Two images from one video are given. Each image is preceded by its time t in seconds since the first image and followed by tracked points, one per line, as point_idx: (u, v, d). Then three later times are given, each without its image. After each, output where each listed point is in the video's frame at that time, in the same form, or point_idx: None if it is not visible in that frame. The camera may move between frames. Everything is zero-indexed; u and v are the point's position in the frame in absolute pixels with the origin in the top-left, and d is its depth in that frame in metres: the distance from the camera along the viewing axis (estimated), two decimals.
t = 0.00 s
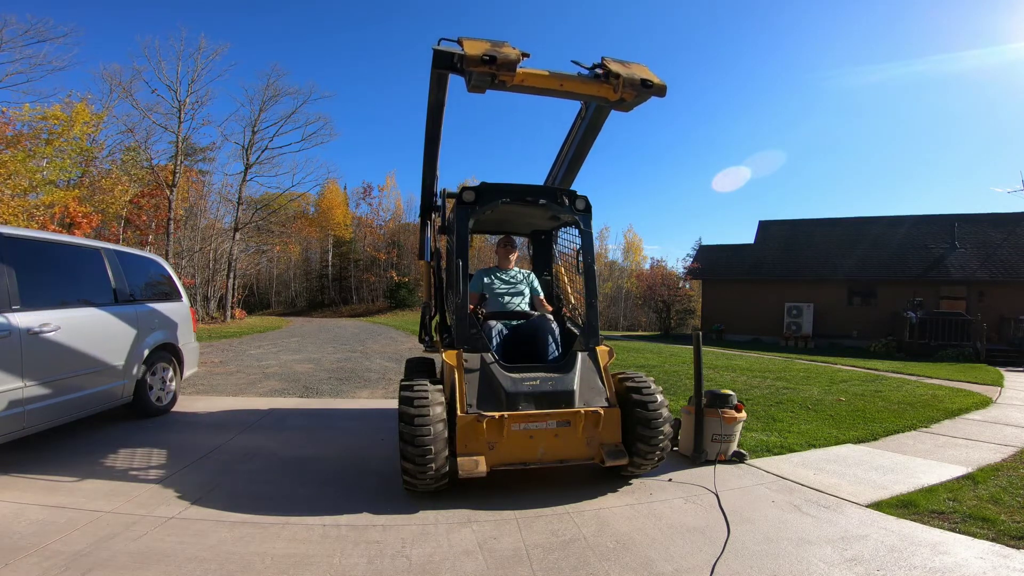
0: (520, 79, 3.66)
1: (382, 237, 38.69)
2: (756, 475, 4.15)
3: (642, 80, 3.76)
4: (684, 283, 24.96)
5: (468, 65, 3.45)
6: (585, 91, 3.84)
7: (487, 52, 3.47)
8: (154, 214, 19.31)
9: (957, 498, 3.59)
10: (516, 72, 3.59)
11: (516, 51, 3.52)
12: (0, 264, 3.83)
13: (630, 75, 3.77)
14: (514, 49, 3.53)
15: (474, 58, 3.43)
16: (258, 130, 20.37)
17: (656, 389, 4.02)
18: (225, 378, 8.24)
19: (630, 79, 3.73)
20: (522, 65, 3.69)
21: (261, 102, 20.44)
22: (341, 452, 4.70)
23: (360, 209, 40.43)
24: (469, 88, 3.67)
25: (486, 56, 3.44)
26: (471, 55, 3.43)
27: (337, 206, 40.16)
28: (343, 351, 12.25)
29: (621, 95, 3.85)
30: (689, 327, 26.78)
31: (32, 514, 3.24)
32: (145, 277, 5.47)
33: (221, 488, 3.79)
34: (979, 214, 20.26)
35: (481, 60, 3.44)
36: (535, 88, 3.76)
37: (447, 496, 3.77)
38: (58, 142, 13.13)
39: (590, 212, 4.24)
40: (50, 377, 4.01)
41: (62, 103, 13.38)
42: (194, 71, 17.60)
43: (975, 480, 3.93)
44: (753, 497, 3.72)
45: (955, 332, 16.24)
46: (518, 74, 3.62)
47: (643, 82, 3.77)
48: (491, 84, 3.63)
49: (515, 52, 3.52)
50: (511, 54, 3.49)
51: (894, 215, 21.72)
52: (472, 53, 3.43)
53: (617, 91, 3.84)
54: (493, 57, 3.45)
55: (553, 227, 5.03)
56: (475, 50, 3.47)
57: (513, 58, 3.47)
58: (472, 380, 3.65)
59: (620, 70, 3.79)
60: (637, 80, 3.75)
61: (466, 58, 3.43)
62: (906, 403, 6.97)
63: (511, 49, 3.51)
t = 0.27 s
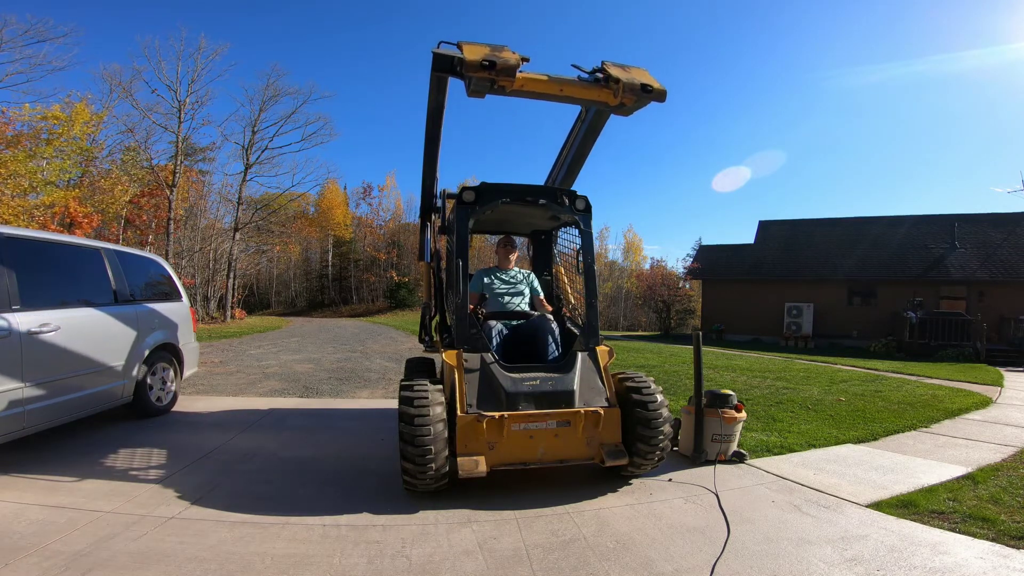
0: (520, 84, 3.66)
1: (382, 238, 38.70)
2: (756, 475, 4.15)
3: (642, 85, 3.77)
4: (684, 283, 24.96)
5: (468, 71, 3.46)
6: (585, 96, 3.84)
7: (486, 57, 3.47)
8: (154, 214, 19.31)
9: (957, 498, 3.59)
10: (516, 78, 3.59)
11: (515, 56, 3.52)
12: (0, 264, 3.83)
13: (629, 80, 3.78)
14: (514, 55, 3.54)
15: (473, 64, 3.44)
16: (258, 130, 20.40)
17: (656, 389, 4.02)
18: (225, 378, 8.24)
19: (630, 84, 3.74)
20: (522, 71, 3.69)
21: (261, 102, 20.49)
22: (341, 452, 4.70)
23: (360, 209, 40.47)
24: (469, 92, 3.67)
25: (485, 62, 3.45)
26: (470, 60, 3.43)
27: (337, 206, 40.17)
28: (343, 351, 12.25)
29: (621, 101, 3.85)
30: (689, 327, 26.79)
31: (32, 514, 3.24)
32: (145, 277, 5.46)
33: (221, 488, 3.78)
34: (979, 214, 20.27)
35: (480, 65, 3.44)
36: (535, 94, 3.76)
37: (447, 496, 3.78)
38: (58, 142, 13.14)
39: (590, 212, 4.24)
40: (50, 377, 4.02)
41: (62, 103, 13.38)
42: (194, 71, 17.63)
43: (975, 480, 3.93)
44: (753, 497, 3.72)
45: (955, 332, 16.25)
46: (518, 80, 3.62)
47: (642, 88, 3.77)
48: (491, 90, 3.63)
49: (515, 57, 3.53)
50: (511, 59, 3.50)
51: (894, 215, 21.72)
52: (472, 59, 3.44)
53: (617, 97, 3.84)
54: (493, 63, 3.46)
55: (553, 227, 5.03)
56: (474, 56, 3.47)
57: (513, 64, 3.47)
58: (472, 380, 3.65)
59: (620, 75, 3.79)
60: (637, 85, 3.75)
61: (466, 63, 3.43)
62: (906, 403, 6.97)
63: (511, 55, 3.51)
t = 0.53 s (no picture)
0: (520, 89, 3.65)
1: (382, 238, 38.70)
2: (756, 475, 4.15)
3: (642, 90, 3.78)
4: (684, 283, 24.95)
5: (468, 77, 3.45)
6: (585, 101, 3.84)
7: (486, 62, 3.46)
8: (154, 214, 19.31)
9: (957, 498, 3.59)
10: (516, 83, 3.58)
11: (515, 61, 3.51)
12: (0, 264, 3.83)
13: (629, 85, 3.78)
14: (513, 59, 3.52)
15: (473, 68, 3.42)
16: (258, 130, 20.41)
17: (656, 389, 4.02)
18: (225, 378, 8.24)
19: (631, 89, 3.74)
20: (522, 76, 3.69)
21: (261, 102, 20.50)
22: (341, 452, 4.70)
23: (360, 209, 40.52)
24: (469, 97, 3.66)
25: (485, 67, 3.44)
26: (470, 65, 3.42)
27: (337, 206, 40.16)
28: (343, 351, 12.25)
29: (621, 106, 3.85)
30: (689, 327, 26.81)
31: (32, 514, 3.24)
32: (145, 277, 5.47)
33: (221, 488, 3.79)
34: (979, 214, 20.26)
35: (480, 69, 3.43)
36: (535, 99, 3.75)
37: (447, 496, 3.77)
38: (58, 142, 13.15)
39: (590, 212, 4.24)
40: (50, 377, 4.02)
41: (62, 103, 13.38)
42: (194, 71, 17.63)
43: (975, 480, 3.93)
44: (753, 497, 3.72)
45: (955, 332, 16.24)
46: (518, 85, 3.61)
47: (642, 94, 3.78)
48: (490, 95, 3.63)
49: (515, 62, 3.52)
50: (510, 64, 3.49)
51: (894, 215, 21.72)
52: (472, 64, 3.43)
53: (616, 101, 3.84)
54: (493, 68, 3.45)
55: (553, 227, 5.03)
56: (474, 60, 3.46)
57: (512, 69, 3.47)
58: (472, 380, 3.65)
59: (621, 80, 3.79)
60: (636, 91, 3.76)
61: (466, 68, 3.42)
62: (906, 403, 6.97)
63: (511, 60, 3.51)
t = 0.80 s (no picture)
0: (520, 94, 3.66)
1: (382, 238, 38.70)
2: (756, 475, 4.15)
3: (642, 96, 3.77)
4: (684, 283, 24.95)
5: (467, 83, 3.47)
6: (585, 106, 3.84)
7: (485, 68, 3.48)
8: (154, 214, 19.32)
9: (957, 498, 3.59)
10: (515, 88, 3.59)
11: (514, 66, 3.52)
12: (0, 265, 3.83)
13: (629, 89, 3.79)
14: (513, 65, 3.54)
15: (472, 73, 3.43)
16: (258, 130, 20.43)
17: (656, 389, 4.02)
18: (225, 378, 8.23)
19: (631, 95, 3.74)
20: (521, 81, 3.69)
21: (261, 102, 20.50)
22: (341, 452, 4.70)
23: (360, 209, 40.55)
24: (469, 102, 3.66)
25: (485, 73, 3.45)
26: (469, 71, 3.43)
27: (337, 206, 40.14)
28: (343, 351, 12.25)
29: (620, 111, 3.86)
30: (689, 327, 26.81)
31: (32, 514, 3.24)
32: (145, 277, 5.47)
33: (221, 488, 3.78)
34: (979, 213, 20.26)
35: (479, 74, 3.44)
36: (535, 104, 3.76)
37: (447, 496, 3.77)
38: (57, 141, 13.15)
39: (590, 212, 4.24)
40: (50, 377, 4.02)
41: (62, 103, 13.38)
42: (194, 71, 17.63)
43: (975, 480, 3.93)
44: (753, 497, 3.72)
45: (955, 332, 16.24)
46: (518, 90, 3.62)
47: (642, 98, 3.78)
48: (490, 100, 3.64)
49: (514, 67, 3.53)
50: (510, 69, 3.50)
51: (894, 215, 21.73)
52: (472, 70, 3.44)
53: (616, 106, 3.84)
54: (492, 73, 3.46)
55: (553, 227, 5.03)
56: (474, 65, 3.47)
57: (512, 74, 3.48)
58: (472, 380, 3.65)
59: (621, 85, 3.79)
60: (637, 96, 3.75)
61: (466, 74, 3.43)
62: (906, 403, 6.97)
63: (510, 65, 3.53)
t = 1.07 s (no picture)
0: (519, 99, 3.66)
1: (382, 238, 38.71)
2: (756, 475, 4.15)
3: (642, 101, 3.79)
4: (684, 283, 24.95)
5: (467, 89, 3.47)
6: (585, 111, 3.85)
7: (485, 73, 3.47)
8: (154, 214, 19.31)
9: (957, 498, 3.59)
10: (515, 93, 3.59)
11: (514, 72, 3.53)
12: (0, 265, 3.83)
13: (629, 94, 3.79)
14: (513, 70, 3.54)
15: (472, 78, 3.43)
16: (258, 130, 20.43)
17: (656, 389, 4.02)
18: (225, 378, 8.23)
19: (631, 100, 3.75)
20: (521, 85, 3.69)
21: (261, 102, 20.50)
22: (341, 452, 4.70)
23: (360, 209, 40.58)
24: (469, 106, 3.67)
25: (484, 79, 3.45)
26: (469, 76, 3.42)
27: (337, 206, 40.12)
28: (343, 352, 12.25)
29: (621, 115, 3.87)
30: (689, 327, 26.80)
31: (32, 514, 3.23)
32: (145, 277, 5.47)
33: (221, 488, 3.78)
34: (978, 213, 20.26)
35: (479, 79, 3.44)
36: (535, 109, 3.75)
37: (447, 496, 3.77)
38: (57, 141, 13.14)
39: (590, 212, 4.24)
40: (51, 377, 4.02)
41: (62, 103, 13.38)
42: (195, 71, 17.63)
43: (975, 480, 3.93)
44: (753, 497, 3.72)
45: (955, 332, 16.23)
46: (517, 94, 3.61)
47: (642, 103, 3.79)
48: (490, 105, 3.65)
49: (514, 73, 3.53)
50: (509, 75, 3.50)
51: (894, 215, 21.72)
52: (472, 75, 3.43)
53: (616, 110, 3.85)
54: (492, 78, 3.45)
55: (553, 227, 5.03)
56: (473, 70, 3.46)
57: (511, 80, 3.48)
58: (472, 380, 3.65)
59: (621, 90, 3.80)
60: (637, 101, 3.77)
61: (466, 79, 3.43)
62: (906, 403, 6.97)
63: (509, 70, 3.52)
